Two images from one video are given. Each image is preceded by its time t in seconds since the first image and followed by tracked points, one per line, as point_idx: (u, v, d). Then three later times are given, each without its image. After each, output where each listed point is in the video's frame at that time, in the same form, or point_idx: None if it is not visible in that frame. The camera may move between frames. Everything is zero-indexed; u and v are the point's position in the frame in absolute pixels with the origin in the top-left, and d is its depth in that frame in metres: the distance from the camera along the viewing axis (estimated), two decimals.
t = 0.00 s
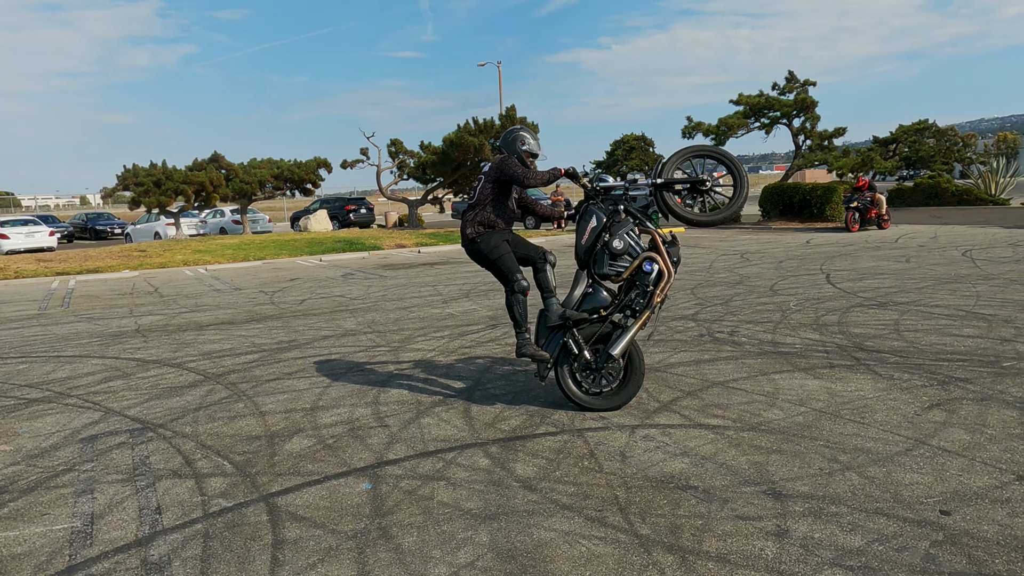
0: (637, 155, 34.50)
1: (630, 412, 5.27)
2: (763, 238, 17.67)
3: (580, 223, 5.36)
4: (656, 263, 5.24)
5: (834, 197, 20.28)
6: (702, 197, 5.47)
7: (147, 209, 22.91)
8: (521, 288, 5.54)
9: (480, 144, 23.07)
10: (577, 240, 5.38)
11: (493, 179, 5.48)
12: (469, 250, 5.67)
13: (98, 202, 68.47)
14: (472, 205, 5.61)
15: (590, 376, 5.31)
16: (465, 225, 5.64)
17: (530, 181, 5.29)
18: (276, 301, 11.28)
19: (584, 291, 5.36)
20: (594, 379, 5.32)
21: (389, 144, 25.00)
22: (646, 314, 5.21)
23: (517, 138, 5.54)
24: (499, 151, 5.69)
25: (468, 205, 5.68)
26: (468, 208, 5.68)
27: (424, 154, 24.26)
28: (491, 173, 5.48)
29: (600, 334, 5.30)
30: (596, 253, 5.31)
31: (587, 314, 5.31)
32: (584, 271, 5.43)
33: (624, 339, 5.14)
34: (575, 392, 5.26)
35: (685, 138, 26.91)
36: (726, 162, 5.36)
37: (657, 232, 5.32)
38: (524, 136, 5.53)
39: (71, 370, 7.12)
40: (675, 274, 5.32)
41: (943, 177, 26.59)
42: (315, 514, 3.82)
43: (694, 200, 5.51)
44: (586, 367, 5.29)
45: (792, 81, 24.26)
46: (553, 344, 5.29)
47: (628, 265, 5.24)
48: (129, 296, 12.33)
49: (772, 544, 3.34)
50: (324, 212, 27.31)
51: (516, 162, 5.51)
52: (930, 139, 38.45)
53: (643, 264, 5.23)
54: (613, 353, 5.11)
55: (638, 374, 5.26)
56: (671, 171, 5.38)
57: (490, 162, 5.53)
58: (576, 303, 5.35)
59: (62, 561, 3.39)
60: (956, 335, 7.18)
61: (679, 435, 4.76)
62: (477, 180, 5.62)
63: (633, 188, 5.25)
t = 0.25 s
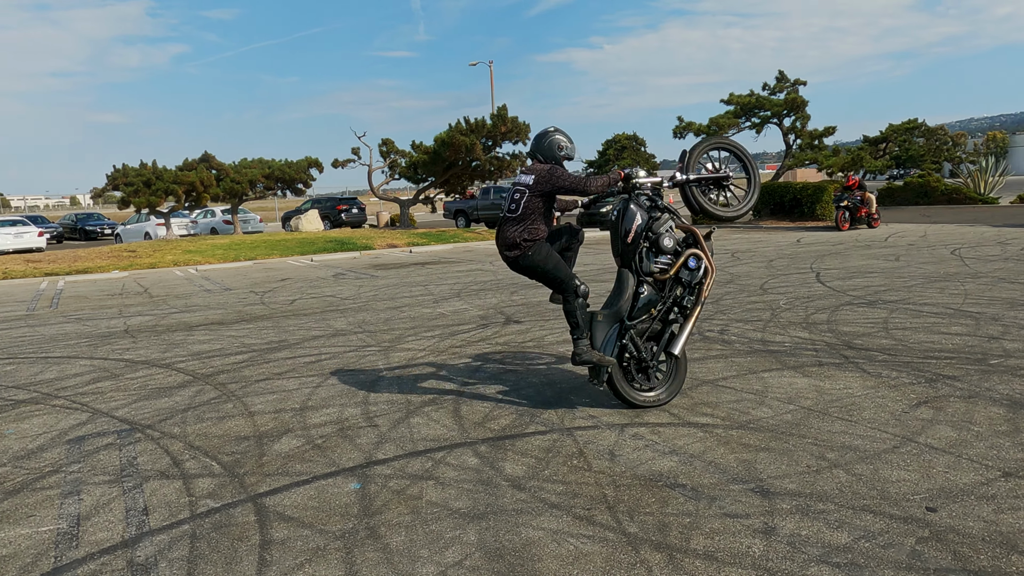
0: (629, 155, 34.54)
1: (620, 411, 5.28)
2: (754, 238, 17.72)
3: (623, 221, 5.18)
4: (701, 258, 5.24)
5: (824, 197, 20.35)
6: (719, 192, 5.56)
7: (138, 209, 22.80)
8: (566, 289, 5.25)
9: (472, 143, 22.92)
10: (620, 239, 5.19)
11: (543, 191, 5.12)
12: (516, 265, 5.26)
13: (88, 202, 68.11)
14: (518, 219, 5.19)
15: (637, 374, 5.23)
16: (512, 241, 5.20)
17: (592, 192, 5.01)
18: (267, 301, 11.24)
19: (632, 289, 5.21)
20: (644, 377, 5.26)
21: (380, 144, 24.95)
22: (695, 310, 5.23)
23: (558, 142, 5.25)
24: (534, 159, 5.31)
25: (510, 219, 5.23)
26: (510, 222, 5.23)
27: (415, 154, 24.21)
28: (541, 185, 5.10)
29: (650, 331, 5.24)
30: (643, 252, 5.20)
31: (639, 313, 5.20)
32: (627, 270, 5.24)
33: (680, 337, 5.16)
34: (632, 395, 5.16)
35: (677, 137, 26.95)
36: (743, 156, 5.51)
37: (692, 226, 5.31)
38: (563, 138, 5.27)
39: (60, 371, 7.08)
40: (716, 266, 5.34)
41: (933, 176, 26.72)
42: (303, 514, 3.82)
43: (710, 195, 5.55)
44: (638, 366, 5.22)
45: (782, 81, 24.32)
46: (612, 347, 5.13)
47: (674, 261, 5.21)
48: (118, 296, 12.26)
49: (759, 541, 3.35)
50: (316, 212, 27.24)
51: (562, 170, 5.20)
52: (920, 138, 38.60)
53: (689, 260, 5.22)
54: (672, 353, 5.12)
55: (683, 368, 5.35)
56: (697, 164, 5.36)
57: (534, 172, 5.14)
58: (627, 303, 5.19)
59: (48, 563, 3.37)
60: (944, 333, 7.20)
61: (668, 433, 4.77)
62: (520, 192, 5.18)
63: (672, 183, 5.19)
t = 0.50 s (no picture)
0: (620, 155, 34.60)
1: (608, 410, 5.28)
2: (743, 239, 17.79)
3: (656, 218, 5.21)
4: (707, 271, 5.55)
5: (814, 197, 20.43)
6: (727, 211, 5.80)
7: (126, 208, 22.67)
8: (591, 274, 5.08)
9: (463, 143, 22.82)
10: (651, 234, 5.19)
11: (600, 173, 5.02)
12: (554, 237, 5.05)
13: (77, 202, 67.69)
14: (568, 192, 5.02)
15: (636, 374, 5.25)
16: (558, 211, 5.00)
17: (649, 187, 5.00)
18: (256, 301, 11.18)
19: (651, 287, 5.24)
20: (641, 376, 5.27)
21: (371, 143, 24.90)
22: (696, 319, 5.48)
23: (619, 127, 5.20)
24: (587, 140, 5.21)
25: (558, 191, 5.04)
26: (557, 194, 5.04)
27: (405, 153, 24.14)
28: (600, 165, 5.00)
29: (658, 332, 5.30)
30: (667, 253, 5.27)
31: (653, 313, 5.24)
32: (648, 266, 5.24)
33: (685, 342, 5.37)
34: (633, 391, 5.12)
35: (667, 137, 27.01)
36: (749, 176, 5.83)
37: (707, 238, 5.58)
38: (622, 124, 5.23)
39: (46, 371, 7.02)
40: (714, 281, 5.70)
41: (921, 177, 26.90)
42: (288, 515, 3.79)
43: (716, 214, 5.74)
44: (640, 365, 5.24)
45: (772, 81, 24.41)
46: (629, 340, 5.05)
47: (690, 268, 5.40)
48: (106, 296, 12.18)
49: (745, 540, 3.35)
50: (305, 212, 27.14)
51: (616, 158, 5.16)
52: (909, 139, 38.83)
53: (700, 270, 5.49)
54: (679, 356, 5.29)
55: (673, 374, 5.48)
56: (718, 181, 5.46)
57: (594, 151, 5.04)
58: (645, 300, 5.20)
59: (30, 565, 3.34)
60: (931, 333, 7.24)
61: (656, 433, 4.77)
62: (574, 167, 5.03)
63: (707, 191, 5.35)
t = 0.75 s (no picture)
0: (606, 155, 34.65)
1: (589, 410, 5.27)
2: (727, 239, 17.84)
3: (669, 219, 5.28)
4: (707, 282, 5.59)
5: (798, 197, 20.56)
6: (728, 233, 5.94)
7: (108, 208, 22.45)
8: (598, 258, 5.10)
9: (448, 143, 22.74)
10: (664, 233, 5.27)
11: (641, 153, 5.16)
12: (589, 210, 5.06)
13: (59, 201, 67.05)
14: (610, 166, 5.10)
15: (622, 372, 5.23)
16: (598, 183, 5.06)
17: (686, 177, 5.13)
18: (238, 301, 11.10)
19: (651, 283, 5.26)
20: (626, 369, 5.26)
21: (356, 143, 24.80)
22: (687, 326, 5.50)
23: (661, 112, 5.37)
24: (630, 121, 5.36)
25: (601, 164, 5.13)
26: (599, 168, 5.11)
27: (391, 153, 24.06)
28: (644, 145, 5.15)
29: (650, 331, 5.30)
30: (672, 255, 5.31)
31: (647, 310, 5.26)
32: (650, 263, 5.27)
33: (674, 346, 5.38)
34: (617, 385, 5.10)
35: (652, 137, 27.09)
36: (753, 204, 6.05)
37: (711, 251, 5.65)
38: (664, 110, 5.42)
39: (22, 372, 6.93)
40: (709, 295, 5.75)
41: (904, 177, 27.13)
42: (265, 517, 3.76)
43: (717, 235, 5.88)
44: (626, 358, 5.24)
45: (757, 82, 24.54)
46: (621, 331, 5.05)
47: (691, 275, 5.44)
48: (86, 297, 12.06)
49: (723, 539, 3.35)
50: (290, 212, 27.00)
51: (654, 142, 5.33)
52: (891, 140, 39.17)
53: (699, 279, 5.52)
54: (666, 358, 5.29)
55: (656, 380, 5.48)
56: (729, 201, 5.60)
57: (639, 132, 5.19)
58: (644, 296, 5.20)
59: None
60: (911, 331, 7.29)
61: (636, 432, 4.77)
62: (619, 144, 5.16)
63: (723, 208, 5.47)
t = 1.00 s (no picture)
0: (585, 156, 34.71)
1: (558, 412, 5.26)
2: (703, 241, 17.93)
3: (679, 228, 5.56)
4: (707, 297, 5.76)
5: (774, 198, 20.73)
6: (737, 258, 6.22)
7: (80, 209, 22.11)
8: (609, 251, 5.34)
9: (426, 143, 22.63)
10: (674, 239, 5.53)
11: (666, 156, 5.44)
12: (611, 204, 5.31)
13: (32, 200, 66.00)
14: (636, 166, 5.39)
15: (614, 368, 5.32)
16: (624, 180, 5.33)
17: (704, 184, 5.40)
18: (210, 303, 10.97)
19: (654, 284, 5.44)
20: (617, 364, 5.35)
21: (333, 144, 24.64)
22: (682, 335, 5.64)
23: (689, 117, 5.64)
24: (658, 123, 5.65)
25: (627, 163, 5.40)
26: (626, 166, 5.40)
27: (368, 154, 23.93)
28: (670, 148, 5.43)
29: (646, 332, 5.42)
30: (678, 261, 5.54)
31: (646, 310, 5.42)
32: (655, 264, 5.48)
33: (667, 349, 5.50)
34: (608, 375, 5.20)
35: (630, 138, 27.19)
36: (764, 236, 6.40)
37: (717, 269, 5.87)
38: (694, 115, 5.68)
39: None
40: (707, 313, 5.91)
41: (878, 179, 27.44)
42: (226, 523, 3.70)
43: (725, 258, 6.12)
44: (621, 353, 5.35)
45: (733, 84, 24.72)
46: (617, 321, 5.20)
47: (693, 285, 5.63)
48: (55, 300, 11.85)
49: (686, 541, 3.35)
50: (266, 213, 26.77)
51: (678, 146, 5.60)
52: (866, 141, 39.63)
53: (700, 292, 5.70)
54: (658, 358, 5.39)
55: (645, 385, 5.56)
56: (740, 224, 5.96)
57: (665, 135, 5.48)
58: (645, 294, 5.38)
59: None
60: (881, 331, 7.36)
61: (605, 434, 4.76)
62: (646, 145, 5.45)
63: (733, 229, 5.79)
